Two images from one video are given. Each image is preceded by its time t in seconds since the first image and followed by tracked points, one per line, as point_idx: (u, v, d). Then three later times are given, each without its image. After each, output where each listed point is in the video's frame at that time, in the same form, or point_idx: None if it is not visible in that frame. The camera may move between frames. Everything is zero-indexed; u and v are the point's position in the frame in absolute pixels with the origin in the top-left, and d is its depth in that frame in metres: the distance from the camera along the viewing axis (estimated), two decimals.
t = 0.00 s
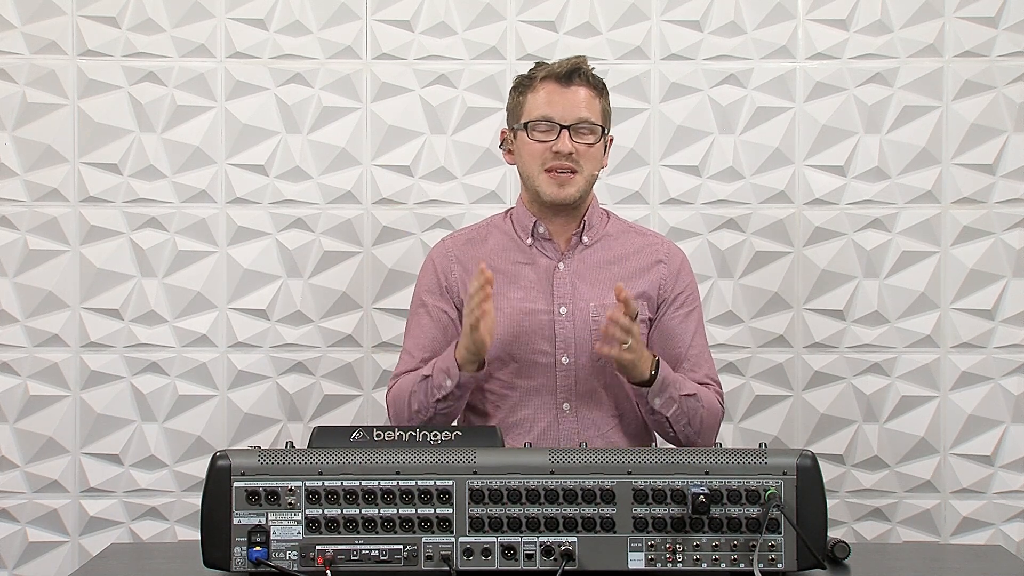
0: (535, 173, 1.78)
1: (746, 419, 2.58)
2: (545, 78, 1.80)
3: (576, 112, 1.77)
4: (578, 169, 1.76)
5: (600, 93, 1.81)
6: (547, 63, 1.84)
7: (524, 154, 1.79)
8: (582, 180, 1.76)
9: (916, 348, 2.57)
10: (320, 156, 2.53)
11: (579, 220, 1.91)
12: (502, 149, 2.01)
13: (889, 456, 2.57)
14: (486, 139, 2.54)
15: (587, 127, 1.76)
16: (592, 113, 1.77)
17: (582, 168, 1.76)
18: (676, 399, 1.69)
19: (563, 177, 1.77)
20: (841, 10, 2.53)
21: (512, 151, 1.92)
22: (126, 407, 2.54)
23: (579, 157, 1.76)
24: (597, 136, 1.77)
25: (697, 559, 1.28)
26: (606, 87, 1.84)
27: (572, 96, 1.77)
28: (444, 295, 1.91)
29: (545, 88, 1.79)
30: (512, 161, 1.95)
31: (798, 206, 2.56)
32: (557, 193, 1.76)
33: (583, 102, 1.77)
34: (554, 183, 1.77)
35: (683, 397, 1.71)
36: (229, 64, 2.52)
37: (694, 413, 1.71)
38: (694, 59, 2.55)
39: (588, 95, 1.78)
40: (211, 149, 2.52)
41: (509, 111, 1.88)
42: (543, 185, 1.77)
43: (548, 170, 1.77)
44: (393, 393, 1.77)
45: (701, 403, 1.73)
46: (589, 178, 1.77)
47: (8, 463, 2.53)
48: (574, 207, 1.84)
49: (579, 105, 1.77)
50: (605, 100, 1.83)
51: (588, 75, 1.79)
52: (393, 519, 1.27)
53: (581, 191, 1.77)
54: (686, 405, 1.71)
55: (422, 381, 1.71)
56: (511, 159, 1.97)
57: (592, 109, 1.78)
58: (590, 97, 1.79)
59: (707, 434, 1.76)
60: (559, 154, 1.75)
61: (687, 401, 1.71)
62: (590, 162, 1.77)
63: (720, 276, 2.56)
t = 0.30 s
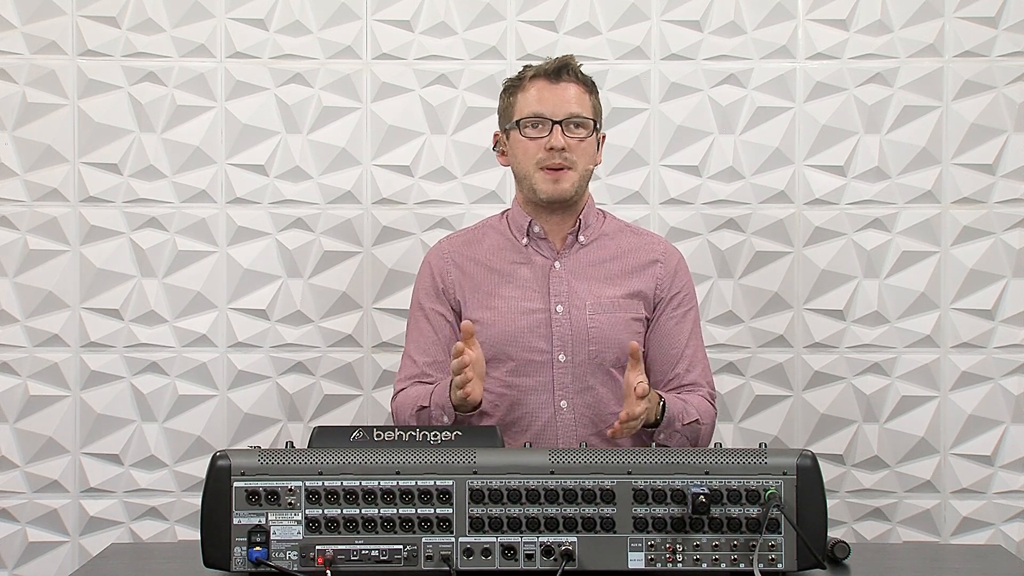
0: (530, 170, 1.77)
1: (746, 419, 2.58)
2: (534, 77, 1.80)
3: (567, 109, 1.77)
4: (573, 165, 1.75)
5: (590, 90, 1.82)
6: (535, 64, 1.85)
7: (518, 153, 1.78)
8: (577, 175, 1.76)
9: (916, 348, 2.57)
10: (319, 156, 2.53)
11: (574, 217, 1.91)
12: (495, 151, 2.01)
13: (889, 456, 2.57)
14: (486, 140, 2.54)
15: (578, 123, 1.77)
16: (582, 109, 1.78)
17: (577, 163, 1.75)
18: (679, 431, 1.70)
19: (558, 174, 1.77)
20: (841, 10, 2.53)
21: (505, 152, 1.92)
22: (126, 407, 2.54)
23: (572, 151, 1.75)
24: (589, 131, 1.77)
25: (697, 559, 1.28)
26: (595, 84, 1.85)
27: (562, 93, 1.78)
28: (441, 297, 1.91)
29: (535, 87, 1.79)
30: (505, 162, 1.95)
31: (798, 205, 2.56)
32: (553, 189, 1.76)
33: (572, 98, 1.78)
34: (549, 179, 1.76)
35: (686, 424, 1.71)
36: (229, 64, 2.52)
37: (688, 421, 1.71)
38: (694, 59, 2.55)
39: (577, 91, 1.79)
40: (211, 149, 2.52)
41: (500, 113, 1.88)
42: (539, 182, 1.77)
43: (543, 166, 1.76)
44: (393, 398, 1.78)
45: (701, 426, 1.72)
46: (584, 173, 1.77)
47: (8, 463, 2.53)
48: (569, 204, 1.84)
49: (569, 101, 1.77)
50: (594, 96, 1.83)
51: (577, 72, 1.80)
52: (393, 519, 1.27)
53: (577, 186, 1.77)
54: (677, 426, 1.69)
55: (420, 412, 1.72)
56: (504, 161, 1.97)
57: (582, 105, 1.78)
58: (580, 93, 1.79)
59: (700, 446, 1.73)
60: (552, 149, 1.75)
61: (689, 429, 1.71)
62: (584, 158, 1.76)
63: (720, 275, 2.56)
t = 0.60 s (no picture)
0: (527, 168, 1.77)
1: (746, 419, 2.58)
2: (530, 76, 1.81)
3: (564, 107, 1.77)
4: (570, 162, 1.76)
5: (586, 89, 1.82)
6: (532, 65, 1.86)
7: (515, 152, 1.78)
8: (575, 173, 1.76)
9: (916, 349, 2.57)
10: (319, 156, 2.53)
11: (572, 216, 1.91)
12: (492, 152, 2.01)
13: (889, 456, 2.57)
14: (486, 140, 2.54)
15: (575, 121, 1.77)
16: (579, 107, 1.78)
17: (575, 161, 1.76)
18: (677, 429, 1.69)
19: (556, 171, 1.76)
20: (841, 9, 2.53)
21: (502, 152, 1.92)
22: (126, 407, 2.54)
23: (569, 149, 1.76)
24: (586, 129, 1.77)
25: (697, 559, 1.28)
26: (591, 84, 1.85)
27: (558, 92, 1.78)
28: (439, 298, 1.91)
29: (532, 86, 1.79)
30: (502, 162, 1.95)
31: (798, 206, 2.56)
32: (550, 186, 1.76)
33: (569, 96, 1.78)
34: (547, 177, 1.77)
35: (683, 422, 1.70)
36: (229, 64, 2.52)
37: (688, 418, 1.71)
38: (694, 59, 2.55)
39: (574, 90, 1.79)
40: (211, 149, 2.52)
41: (497, 114, 1.89)
42: (536, 179, 1.76)
43: (540, 164, 1.76)
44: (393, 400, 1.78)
45: (699, 424, 1.72)
46: (582, 171, 1.77)
47: (8, 463, 2.53)
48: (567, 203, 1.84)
49: (565, 100, 1.78)
50: (591, 95, 1.84)
51: (573, 71, 1.81)
52: (393, 519, 1.27)
53: (575, 184, 1.77)
54: (673, 424, 1.69)
55: (420, 412, 1.72)
56: (502, 161, 1.97)
57: (578, 103, 1.78)
58: (577, 92, 1.80)
59: (699, 443, 1.73)
60: (550, 147, 1.75)
61: (687, 427, 1.71)
62: (582, 156, 1.77)
63: (720, 276, 2.56)
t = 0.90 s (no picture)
0: (527, 170, 1.77)
1: (746, 419, 2.58)
2: (530, 76, 1.80)
3: (563, 107, 1.77)
4: (570, 162, 1.76)
5: (585, 89, 1.82)
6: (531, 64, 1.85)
7: (515, 152, 1.79)
8: (575, 173, 1.76)
9: (916, 348, 2.57)
10: (319, 155, 2.53)
11: (572, 216, 1.91)
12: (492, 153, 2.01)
13: (889, 456, 2.57)
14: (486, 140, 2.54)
15: (576, 121, 1.77)
16: (579, 107, 1.78)
17: (574, 161, 1.76)
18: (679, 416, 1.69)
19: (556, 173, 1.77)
20: (841, 10, 2.53)
21: (502, 152, 1.92)
22: (126, 407, 2.54)
23: (569, 150, 1.76)
24: (586, 129, 1.77)
25: (697, 559, 1.28)
26: (591, 83, 1.85)
27: (558, 91, 1.78)
28: (439, 298, 1.91)
29: (531, 86, 1.79)
30: (502, 162, 1.95)
31: (798, 205, 2.56)
32: (551, 188, 1.76)
33: (569, 96, 1.78)
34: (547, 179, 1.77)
35: (684, 411, 1.70)
36: (229, 64, 2.52)
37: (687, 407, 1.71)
38: (694, 59, 2.55)
39: (574, 89, 1.79)
40: (211, 149, 2.52)
41: (497, 113, 1.89)
42: (536, 180, 1.77)
43: (540, 164, 1.76)
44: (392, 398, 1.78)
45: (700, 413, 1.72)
46: (582, 170, 1.77)
47: (8, 463, 2.53)
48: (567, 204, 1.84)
49: (565, 100, 1.77)
50: (590, 94, 1.83)
51: (572, 71, 1.80)
52: (393, 519, 1.27)
53: (575, 185, 1.77)
54: (674, 410, 1.68)
55: (417, 405, 1.71)
56: (502, 161, 1.97)
57: (578, 103, 1.78)
58: (577, 91, 1.79)
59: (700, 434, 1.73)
60: (550, 147, 1.75)
61: (688, 415, 1.71)
62: (582, 156, 1.77)
63: (720, 275, 2.56)
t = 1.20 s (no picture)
0: (526, 170, 1.77)
1: (746, 419, 2.58)
2: (531, 78, 1.81)
3: (564, 109, 1.77)
4: (571, 164, 1.75)
5: (587, 91, 1.82)
6: (533, 66, 1.85)
7: (514, 153, 1.78)
8: (575, 175, 1.76)
9: (916, 348, 2.57)
10: (320, 156, 2.53)
11: (572, 217, 1.90)
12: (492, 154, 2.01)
13: (889, 456, 2.57)
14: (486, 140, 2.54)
15: (576, 123, 1.77)
16: (579, 109, 1.78)
17: (574, 163, 1.75)
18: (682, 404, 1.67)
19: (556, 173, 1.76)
20: (841, 9, 2.53)
21: (503, 154, 1.92)
22: (126, 407, 2.54)
23: (569, 153, 1.75)
24: (586, 131, 1.77)
25: (697, 559, 1.28)
26: (592, 86, 1.85)
27: (559, 94, 1.78)
28: (439, 298, 1.91)
29: (533, 88, 1.79)
30: (502, 163, 1.95)
31: (798, 206, 2.56)
32: (550, 189, 1.75)
33: (570, 99, 1.78)
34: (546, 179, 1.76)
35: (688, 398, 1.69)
36: (229, 64, 2.52)
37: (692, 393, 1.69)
38: (694, 59, 2.55)
39: (575, 92, 1.79)
40: (211, 150, 2.52)
41: (498, 115, 1.89)
42: (536, 182, 1.76)
43: (539, 166, 1.76)
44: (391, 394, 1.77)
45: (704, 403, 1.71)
46: (582, 173, 1.77)
47: (8, 463, 2.53)
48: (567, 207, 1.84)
49: (566, 102, 1.77)
50: (591, 97, 1.83)
51: (573, 73, 1.81)
52: (393, 519, 1.27)
53: (575, 186, 1.76)
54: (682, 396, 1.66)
55: (415, 392, 1.69)
56: (502, 163, 1.97)
57: (579, 106, 1.78)
58: (578, 94, 1.79)
59: (702, 421, 1.71)
60: (550, 151, 1.75)
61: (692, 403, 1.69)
62: (582, 158, 1.77)
63: (720, 275, 2.56)
